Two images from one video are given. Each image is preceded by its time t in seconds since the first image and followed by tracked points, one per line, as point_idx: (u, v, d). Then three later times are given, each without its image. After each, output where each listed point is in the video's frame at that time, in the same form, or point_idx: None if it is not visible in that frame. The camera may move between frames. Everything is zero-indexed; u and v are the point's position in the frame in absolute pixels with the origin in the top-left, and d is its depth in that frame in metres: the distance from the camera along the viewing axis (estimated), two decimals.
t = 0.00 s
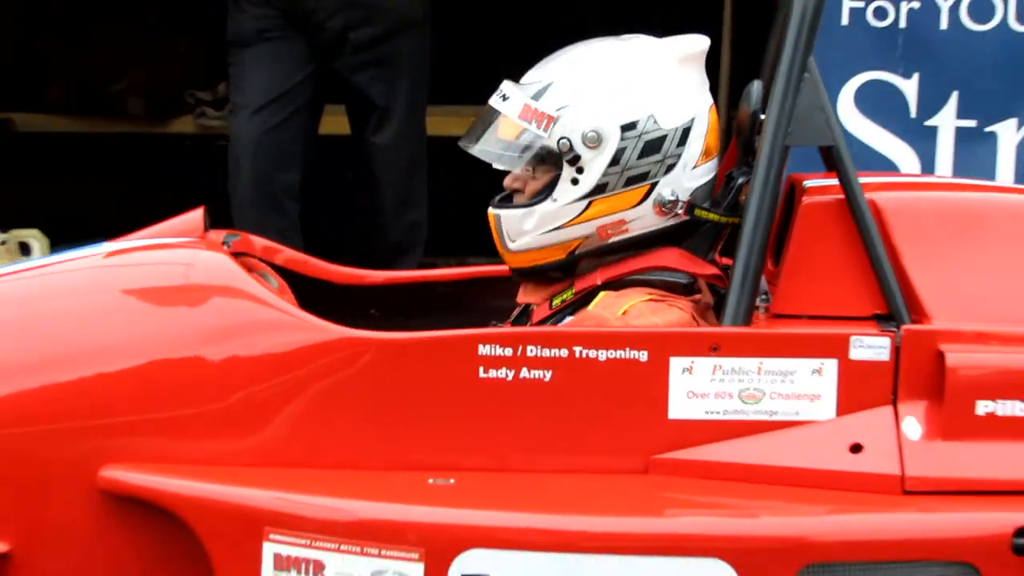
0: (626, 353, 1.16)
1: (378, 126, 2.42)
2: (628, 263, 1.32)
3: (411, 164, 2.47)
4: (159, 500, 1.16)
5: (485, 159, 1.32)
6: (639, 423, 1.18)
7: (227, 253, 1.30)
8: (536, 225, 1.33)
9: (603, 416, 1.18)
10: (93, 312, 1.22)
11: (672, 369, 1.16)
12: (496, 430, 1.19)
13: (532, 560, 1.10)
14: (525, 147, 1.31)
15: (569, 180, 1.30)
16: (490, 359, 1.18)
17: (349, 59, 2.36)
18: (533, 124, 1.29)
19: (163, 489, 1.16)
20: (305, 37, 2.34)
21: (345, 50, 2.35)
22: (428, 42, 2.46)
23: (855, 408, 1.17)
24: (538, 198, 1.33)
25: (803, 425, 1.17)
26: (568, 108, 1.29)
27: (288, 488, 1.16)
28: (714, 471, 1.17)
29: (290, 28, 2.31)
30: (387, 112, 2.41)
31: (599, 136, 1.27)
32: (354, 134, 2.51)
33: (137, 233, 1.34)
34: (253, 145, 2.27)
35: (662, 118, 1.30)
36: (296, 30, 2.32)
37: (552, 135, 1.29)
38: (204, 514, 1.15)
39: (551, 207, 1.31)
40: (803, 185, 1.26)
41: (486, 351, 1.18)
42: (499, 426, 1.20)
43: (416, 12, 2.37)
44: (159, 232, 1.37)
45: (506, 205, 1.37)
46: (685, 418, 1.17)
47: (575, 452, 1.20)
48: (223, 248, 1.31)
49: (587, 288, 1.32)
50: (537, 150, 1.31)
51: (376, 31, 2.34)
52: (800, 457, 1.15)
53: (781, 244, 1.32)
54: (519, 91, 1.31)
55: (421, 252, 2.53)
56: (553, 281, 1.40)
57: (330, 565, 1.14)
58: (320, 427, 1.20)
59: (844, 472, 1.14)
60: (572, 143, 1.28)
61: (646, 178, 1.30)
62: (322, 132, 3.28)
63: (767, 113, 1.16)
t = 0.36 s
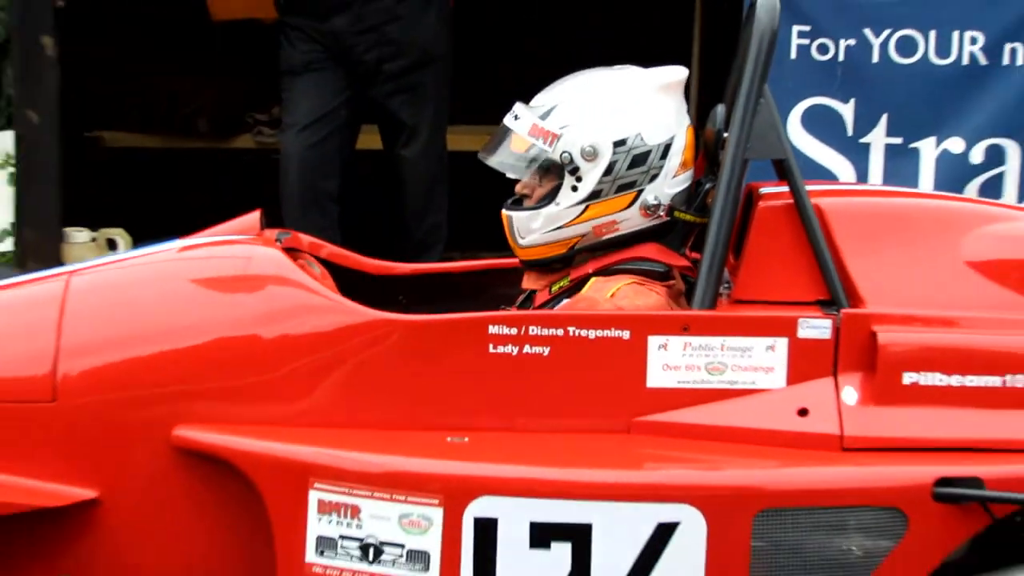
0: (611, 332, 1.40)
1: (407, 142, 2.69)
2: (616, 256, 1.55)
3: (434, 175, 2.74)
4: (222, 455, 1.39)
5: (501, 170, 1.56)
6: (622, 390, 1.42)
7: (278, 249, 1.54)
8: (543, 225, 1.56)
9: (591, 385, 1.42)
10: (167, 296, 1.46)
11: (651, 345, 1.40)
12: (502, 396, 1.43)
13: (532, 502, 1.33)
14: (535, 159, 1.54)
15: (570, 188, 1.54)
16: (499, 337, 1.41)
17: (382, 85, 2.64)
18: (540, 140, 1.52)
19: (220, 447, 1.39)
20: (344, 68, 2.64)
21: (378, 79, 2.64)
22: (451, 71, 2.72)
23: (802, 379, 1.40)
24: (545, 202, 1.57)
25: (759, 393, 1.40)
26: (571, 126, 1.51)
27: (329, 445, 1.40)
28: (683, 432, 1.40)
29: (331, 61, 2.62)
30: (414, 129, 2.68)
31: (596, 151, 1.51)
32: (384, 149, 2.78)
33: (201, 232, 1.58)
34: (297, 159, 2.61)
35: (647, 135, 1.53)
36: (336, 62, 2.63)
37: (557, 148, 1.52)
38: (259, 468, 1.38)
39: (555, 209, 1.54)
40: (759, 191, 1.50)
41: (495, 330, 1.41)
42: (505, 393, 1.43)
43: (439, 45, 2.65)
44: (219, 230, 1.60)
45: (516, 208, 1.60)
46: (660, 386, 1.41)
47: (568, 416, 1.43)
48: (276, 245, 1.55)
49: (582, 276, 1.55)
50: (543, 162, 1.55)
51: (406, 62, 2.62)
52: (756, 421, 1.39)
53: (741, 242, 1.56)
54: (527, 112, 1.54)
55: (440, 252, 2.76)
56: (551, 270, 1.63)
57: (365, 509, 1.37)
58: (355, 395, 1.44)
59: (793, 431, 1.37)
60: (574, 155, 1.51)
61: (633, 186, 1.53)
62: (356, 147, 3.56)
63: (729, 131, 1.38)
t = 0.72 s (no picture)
0: (598, 323, 1.69)
1: (428, 167, 3.01)
2: (601, 260, 1.85)
3: (452, 195, 3.05)
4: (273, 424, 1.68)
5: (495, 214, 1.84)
6: (606, 372, 1.71)
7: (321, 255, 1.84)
8: (543, 253, 1.83)
9: (581, 367, 1.71)
10: (233, 292, 1.77)
11: (631, 334, 1.69)
12: (507, 376, 1.73)
13: (533, 462, 1.62)
14: (523, 202, 1.82)
15: (559, 220, 1.81)
16: (505, 328, 1.71)
17: (408, 118, 2.98)
18: (526, 186, 1.80)
19: (273, 418, 1.67)
20: (376, 102, 3.00)
21: (405, 113, 2.98)
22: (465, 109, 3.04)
23: (755, 363, 1.69)
24: (539, 235, 1.83)
25: (721, 375, 1.69)
26: (548, 169, 1.79)
27: (363, 417, 1.69)
28: (656, 408, 1.69)
29: (364, 99, 2.99)
30: (434, 155, 3.00)
31: (574, 183, 1.79)
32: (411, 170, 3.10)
33: (259, 239, 1.88)
34: (339, 180, 2.97)
35: (611, 160, 1.81)
36: (370, 97, 2.99)
37: (542, 188, 1.79)
38: (305, 435, 1.67)
39: (550, 238, 1.81)
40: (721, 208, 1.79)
41: (502, 322, 1.70)
42: (509, 374, 1.72)
43: (455, 85, 2.97)
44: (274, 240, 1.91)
45: (515, 244, 1.86)
46: (638, 369, 1.70)
47: (561, 394, 1.72)
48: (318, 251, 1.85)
49: (574, 278, 1.85)
50: (530, 202, 1.82)
51: (428, 100, 2.95)
52: (716, 398, 1.68)
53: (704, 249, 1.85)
54: (508, 163, 1.81)
55: (457, 259, 3.08)
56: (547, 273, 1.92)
57: (393, 469, 1.66)
58: (384, 376, 1.74)
59: (748, 406, 1.66)
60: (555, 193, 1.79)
61: (610, 205, 1.82)
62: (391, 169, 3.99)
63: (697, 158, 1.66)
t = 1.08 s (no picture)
0: (583, 307, 2.09)
1: (437, 183, 3.40)
2: (585, 256, 2.25)
3: (459, 207, 3.42)
4: (319, 387, 2.07)
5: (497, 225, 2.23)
6: (591, 346, 2.10)
7: (359, 251, 2.23)
8: (537, 256, 2.22)
9: (569, 342, 2.11)
10: (287, 280, 2.17)
11: (609, 318, 2.09)
12: (509, 350, 2.12)
13: (529, 420, 2.01)
14: (520, 215, 2.20)
15: (550, 229, 2.19)
16: (508, 310, 2.10)
17: (419, 141, 3.39)
18: (523, 203, 2.18)
19: (320, 383, 2.07)
20: (393, 129, 3.41)
21: (416, 138, 3.39)
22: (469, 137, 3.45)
23: (711, 340, 2.09)
24: (534, 241, 2.22)
25: (683, 350, 2.09)
26: (539, 190, 2.17)
27: (392, 383, 2.08)
28: (629, 377, 2.09)
29: (377, 127, 3.40)
30: (442, 173, 3.40)
31: (562, 199, 2.17)
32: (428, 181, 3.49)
33: (307, 238, 2.28)
34: (363, 192, 3.40)
35: (591, 179, 2.20)
36: (385, 125, 3.40)
37: (534, 205, 2.17)
38: (344, 398, 2.06)
39: (543, 244, 2.20)
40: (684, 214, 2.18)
41: (505, 305, 2.10)
42: (512, 348, 2.12)
43: (458, 116, 3.39)
44: (318, 237, 2.31)
45: (514, 248, 2.25)
46: (616, 344, 2.09)
47: (552, 366, 2.12)
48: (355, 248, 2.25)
49: (563, 272, 2.25)
50: (526, 215, 2.20)
51: (436, 127, 3.37)
52: (678, 370, 2.07)
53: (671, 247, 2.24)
54: (507, 184, 2.20)
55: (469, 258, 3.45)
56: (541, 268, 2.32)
57: (416, 426, 2.05)
58: (408, 351, 2.13)
59: (704, 375, 2.06)
60: (543, 210, 2.17)
61: (591, 216, 2.21)
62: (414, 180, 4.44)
63: (664, 173, 2.04)
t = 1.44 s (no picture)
0: (576, 299, 2.52)
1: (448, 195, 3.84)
2: (579, 257, 2.69)
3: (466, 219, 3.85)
4: (358, 365, 2.51)
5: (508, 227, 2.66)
6: (583, 332, 2.54)
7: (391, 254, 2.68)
8: (540, 255, 2.65)
9: (565, 329, 2.54)
10: (332, 277, 2.62)
11: (598, 309, 2.53)
12: (515, 336, 2.56)
13: (531, 393, 2.44)
14: (527, 220, 2.63)
15: (551, 233, 2.62)
16: (514, 302, 2.54)
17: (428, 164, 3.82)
18: (529, 211, 2.61)
19: (360, 362, 2.51)
20: (405, 153, 3.88)
21: (425, 161, 3.84)
22: (473, 160, 3.87)
23: (682, 327, 2.52)
24: (537, 242, 2.65)
25: (659, 335, 2.52)
26: (543, 200, 2.59)
27: (418, 362, 2.52)
28: (615, 357, 2.52)
29: (391, 153, 3.89)
30: (451, 185, 3.84)
31: (561, 209, 2.60)
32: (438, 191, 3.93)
33: (348, 243, 2.73)
34: (377, 207, 3.89)
35: (587, 192, 2.63)
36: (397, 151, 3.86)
37: (539, 212, 2.60)
38: (380, 374, 2.50)
39: (545, 245, 2.63)
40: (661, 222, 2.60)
41: (512, 298, 2.54)
42: (517, 334, 2.55)
43: (461, 142, 3.82)
44: (357, 242, 2.75)
45: (522, 248, 2.68)
46: (604, 331, 2.53)
47: (551, 349, 2.55)
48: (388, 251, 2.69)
49: (560, 270, 2.68)
50: (532, 220, 2.63)
51: (443, 151, 3.81)
52: (656, 352, 2.50)
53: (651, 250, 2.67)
54: (517, 195, 2.63)
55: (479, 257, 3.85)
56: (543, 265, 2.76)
57: (438, 397, 2.48)
58: (432, 336, 2.57)
59: (676, 356, 2.49)
60: (546, 216, 2.60)
61: (585, 223, 2.64)
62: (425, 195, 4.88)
63: (644, 189, 2.46)
